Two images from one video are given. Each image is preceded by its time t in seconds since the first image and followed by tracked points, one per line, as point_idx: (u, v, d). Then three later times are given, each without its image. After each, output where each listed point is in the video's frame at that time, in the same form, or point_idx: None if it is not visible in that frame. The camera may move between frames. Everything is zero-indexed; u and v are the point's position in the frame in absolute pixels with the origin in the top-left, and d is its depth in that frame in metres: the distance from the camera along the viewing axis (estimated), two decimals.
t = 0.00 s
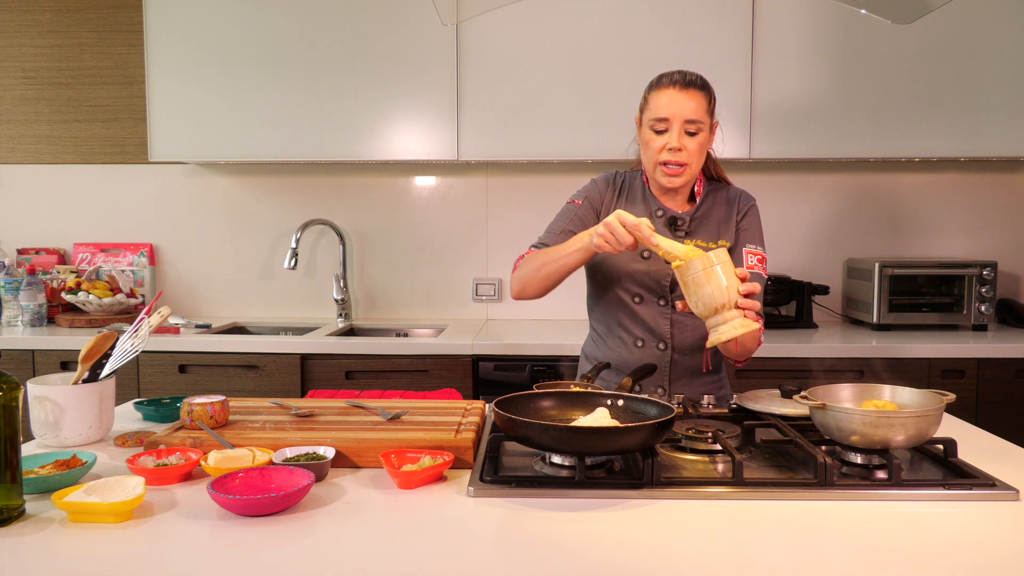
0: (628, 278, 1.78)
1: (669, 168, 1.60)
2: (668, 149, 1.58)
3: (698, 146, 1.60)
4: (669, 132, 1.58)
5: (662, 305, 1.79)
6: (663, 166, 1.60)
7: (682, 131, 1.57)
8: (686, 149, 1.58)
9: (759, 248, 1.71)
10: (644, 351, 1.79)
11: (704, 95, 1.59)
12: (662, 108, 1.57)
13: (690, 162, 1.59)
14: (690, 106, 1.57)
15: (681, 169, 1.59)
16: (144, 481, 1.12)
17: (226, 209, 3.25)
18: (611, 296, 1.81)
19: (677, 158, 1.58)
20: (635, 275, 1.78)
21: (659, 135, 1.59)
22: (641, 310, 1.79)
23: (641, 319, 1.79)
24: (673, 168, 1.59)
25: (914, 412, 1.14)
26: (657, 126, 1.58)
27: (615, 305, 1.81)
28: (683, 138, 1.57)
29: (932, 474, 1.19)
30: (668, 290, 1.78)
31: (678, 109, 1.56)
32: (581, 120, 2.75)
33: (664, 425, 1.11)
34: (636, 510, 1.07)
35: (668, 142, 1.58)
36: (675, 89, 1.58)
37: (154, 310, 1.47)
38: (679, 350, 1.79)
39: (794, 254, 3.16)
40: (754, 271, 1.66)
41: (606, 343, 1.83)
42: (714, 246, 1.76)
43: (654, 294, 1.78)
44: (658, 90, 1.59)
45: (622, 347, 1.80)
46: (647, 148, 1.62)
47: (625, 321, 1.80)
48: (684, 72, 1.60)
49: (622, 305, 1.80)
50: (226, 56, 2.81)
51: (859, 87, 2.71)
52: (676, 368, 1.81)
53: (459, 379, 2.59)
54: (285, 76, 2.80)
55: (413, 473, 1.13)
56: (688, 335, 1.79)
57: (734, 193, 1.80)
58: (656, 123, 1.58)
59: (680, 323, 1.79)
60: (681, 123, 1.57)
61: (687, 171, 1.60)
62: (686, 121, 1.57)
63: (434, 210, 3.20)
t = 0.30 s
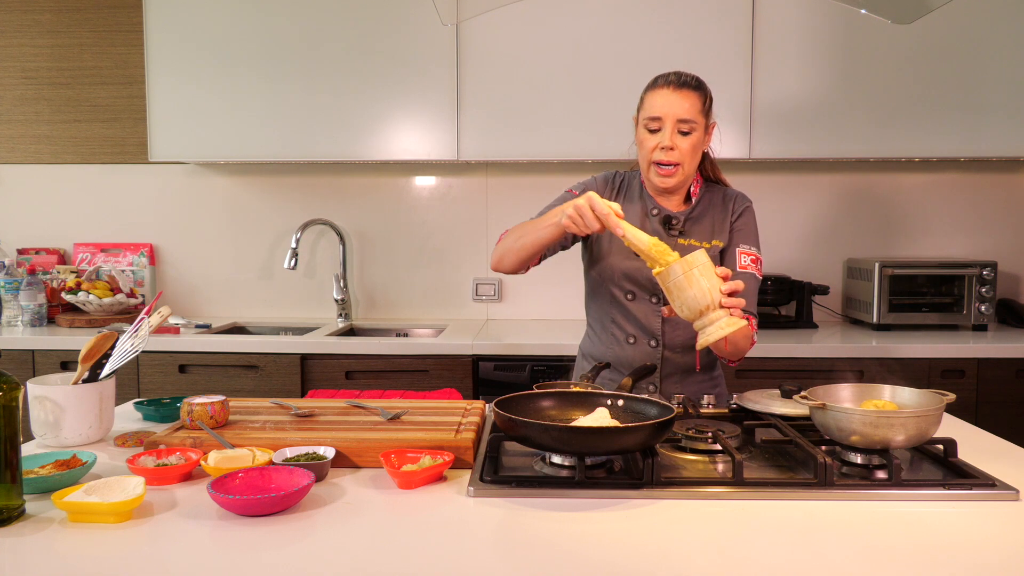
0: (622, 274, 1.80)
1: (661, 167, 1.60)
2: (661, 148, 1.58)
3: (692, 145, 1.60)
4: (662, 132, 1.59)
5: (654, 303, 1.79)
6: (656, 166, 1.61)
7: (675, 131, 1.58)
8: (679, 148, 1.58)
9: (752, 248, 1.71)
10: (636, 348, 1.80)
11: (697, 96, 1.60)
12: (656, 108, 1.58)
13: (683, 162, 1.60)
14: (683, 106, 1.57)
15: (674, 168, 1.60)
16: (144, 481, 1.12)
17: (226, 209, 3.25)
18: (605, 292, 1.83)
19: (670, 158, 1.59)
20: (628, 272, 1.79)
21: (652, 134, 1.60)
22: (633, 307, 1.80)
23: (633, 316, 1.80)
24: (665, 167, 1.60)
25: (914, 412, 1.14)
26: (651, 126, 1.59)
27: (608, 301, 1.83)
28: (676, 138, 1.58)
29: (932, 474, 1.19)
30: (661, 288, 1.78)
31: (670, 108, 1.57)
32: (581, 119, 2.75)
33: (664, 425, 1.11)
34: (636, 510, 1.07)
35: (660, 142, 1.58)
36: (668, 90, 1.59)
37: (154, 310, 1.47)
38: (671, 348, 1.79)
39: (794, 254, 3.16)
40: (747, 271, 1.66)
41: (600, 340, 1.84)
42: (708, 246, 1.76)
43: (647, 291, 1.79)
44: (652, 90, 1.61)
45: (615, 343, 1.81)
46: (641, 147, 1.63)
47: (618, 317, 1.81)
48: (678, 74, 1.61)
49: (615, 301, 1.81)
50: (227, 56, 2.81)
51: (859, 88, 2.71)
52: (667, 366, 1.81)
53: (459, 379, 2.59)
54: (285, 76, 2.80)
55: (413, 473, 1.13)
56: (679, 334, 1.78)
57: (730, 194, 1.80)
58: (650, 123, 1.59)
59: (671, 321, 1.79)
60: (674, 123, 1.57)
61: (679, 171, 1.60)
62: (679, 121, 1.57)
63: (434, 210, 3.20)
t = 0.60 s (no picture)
0: (597, 271, 1.81)
1: (635, 163, 1.63)
2: (635, 144, 1.61)
3: (665, 142, 1.62)
4: (637, 128, 1.61)
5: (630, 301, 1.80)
6: (629, 161, 1.63)
7: (649, 127, 1.60)
8: (652, 144, 1.61)
9: (728, 245, 1.73)
10: (612, 345, 1.81)
11: (673, 94, 1.62)
12: (631, 104, 1.61)
13: (656, 158, 1.62)
14: (658, 103, 1.60)
15: (647, 164, 1.62)
16: (144, 481, 1.12)
17: (226, 209, 3.24)
18: (582, 289, 1.84)
19: (643, 153, 1.61)
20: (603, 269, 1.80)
21: (627, 130, 1.63)
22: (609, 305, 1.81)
23: (609, 314, 1.81)
24: (638, 163, 1.63)
25: (914, 412, 1.14)
26: (625, 122, 1.62)
27: (584, 300, 1.84)
28: (649, 134, 1.60)
29: (932, 474, 1.19)
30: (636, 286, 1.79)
31: (645, 105, 1.60)
32: (581, 119, 2.75)
33: (664, 425, 1.11)
34: (636, 510, 1.07)
35: (635, 137, 1.61)
36: (645, 87, 1.61)
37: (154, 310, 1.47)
38: (645, 346, 1.79)
39: (793, 254, 3.16)
40: (721, 268, 1.68)
41: (578, 338, 1.86)
42: (683, 244, 1.77)
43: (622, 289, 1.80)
44: (630, 88, 1.63)
45: (591, 341, 1.83)
46: (617, 143, 1.65)
47: (595, 315, 1.83)
48: (656, 73, 1.64)
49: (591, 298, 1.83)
50: (227, 56, 2.81)
51: (859, 88, 2.71)
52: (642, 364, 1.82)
53: (459, 379, 2.60)
54: (285, 77, 2.80)
55: (413, 473, 1.13)
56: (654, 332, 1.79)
57: (707, 193, 1.81)
58: (626, 119, 1.62)
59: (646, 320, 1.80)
60: (649, 119, 1.60)
61: (652, 167, 1.63)
62: (653, 117, 1.60)
63: (434, 210, 3.20)
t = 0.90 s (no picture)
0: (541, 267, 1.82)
1: (580, 160, 1.70)
2: (579, 143, 1.68)
3: (610, 141, 1.68)
4: (582, 127, 1.67)
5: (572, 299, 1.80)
6: (574, 158, 1.70)
7: (594, 126, 1.66)
8: (596, 144, 1.67)
9: (671, 244, 1.74)
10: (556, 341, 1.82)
11: (618, 94, 1.67)
12: (577, 104, 1.67)
13: (599, 156, 1.69)
14: (602, 103, 1.65)
15: (590, 162, 1.69)
16: (144, 481, 1.12)
17: (226, 209, 3.24)
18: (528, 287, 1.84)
19: (587, 152, 1.68)
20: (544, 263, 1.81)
21: (574, 129, 1.69)
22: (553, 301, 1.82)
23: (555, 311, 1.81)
24: (583, 160, 1.70)
25: (914, 412, 1.14)
26: (572, 120, 1.68)
27: (529, 296, 1.85)
28: (593, 133, 1.67)
29: (932, 474, 1.19)
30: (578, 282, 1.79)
31: (590, 105, 1.65)
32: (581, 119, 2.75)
33: (664, 425, 1.11)
34: (637, 510, 1.07)
35: (579, 136, 1.67)
36: (590, 87, 1.66)
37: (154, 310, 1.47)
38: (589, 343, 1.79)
39: (793, 254, 3.16)
40: (664, 266, 1.70)
41: (524, 334, 1.87)
42: (626, 241, 1.78)
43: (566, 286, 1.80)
44: (578, 87, 1.69)
45: (537, 338, 1.84)
46: (564, 140, 1.72)
47: (541, 312, 1.83)
48: (603, 72, 1.69)
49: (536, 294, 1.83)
50: (227, 56, 2.81)
51: (859, 88, 2.71)
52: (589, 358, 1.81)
53: (459, 379, 2.60)
54: (285, 76, 2.80)
55: (413, 473, 1.13)
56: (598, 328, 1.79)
57: (652, 193, 1.82)
58: (572, 118, 1.68)
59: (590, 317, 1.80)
60: (593, 119, 1.66)
61: (595, 165, 1.70)
62: (598, 117, 1.65)
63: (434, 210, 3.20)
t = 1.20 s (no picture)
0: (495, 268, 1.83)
1: (534, 164, 1.69)
2: (533, 146, 1.68)
3: (563, 145, 1.69)
4: (535, 130, 1.68)
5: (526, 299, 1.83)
6: (528, 162, 1.70)
7: (547, 130, 1.67)
8: (550, 147, 1.68)
9: (622, 247, 1.77)
10: (507, 342, 1.83)
11: (571, 99, 1.70)
12: (531, 108, 1.68)
13: (553, 160, 1.69)
14: (556, 107, 1.67)
15: (545, 165, 1.69)
16: (144, 481, 1.12)
17: (226, 209, 3.25)
18: (481, 288, 1.86)
19: (541, 155, 1.68)
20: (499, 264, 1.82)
21: (527, 133, 1.69)
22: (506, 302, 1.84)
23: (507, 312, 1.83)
24: (537, 164, 1.69)
25: (914, 412, 1.14)
26: (526, 125, 1.69)
27: (481, 297, 1.86)
28: (547, 136, 1.67)
29: (933, 474, 1.19)
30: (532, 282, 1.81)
31: (544, 108, 1.67)
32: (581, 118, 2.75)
33: (664, 425, 1.11)
34: (637, 510, 1.07)
35: (533, 139, 1.68)
36: (543, 92, 1.68)
37: (154, 310, 1.47)
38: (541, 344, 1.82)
39: (793, 254, 3.16)
40: (615, 268, 1.73)
41: (473, 336, 1.88)
42: (578, 243, 1.81)
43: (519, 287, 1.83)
44: (531, 92, 1.70)
45: (488, 339, 1.85)
46: (517, 145, 1.72)
47: (493, 313, 1.84)
48: (556, 78, 1.71)
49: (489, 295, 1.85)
50: (227, 56, 2.81)
51: (859, 88, 2.71)
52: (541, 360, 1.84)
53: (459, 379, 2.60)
54: (285, 76, 2.80)
55: (413, 473, 1.13)
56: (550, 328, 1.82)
57: (603, 198, 1.85)
58: (526, 122, 1.69)
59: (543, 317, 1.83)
60: (547, 122, 1.67)
61: (549, 168, 1.69)
62: (551, 121, 1.67)
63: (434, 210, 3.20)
